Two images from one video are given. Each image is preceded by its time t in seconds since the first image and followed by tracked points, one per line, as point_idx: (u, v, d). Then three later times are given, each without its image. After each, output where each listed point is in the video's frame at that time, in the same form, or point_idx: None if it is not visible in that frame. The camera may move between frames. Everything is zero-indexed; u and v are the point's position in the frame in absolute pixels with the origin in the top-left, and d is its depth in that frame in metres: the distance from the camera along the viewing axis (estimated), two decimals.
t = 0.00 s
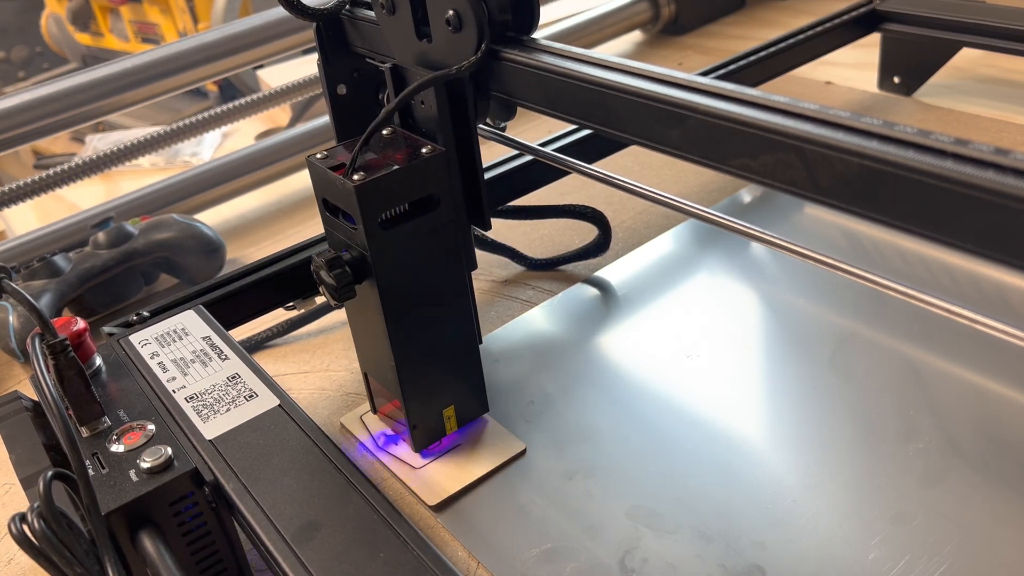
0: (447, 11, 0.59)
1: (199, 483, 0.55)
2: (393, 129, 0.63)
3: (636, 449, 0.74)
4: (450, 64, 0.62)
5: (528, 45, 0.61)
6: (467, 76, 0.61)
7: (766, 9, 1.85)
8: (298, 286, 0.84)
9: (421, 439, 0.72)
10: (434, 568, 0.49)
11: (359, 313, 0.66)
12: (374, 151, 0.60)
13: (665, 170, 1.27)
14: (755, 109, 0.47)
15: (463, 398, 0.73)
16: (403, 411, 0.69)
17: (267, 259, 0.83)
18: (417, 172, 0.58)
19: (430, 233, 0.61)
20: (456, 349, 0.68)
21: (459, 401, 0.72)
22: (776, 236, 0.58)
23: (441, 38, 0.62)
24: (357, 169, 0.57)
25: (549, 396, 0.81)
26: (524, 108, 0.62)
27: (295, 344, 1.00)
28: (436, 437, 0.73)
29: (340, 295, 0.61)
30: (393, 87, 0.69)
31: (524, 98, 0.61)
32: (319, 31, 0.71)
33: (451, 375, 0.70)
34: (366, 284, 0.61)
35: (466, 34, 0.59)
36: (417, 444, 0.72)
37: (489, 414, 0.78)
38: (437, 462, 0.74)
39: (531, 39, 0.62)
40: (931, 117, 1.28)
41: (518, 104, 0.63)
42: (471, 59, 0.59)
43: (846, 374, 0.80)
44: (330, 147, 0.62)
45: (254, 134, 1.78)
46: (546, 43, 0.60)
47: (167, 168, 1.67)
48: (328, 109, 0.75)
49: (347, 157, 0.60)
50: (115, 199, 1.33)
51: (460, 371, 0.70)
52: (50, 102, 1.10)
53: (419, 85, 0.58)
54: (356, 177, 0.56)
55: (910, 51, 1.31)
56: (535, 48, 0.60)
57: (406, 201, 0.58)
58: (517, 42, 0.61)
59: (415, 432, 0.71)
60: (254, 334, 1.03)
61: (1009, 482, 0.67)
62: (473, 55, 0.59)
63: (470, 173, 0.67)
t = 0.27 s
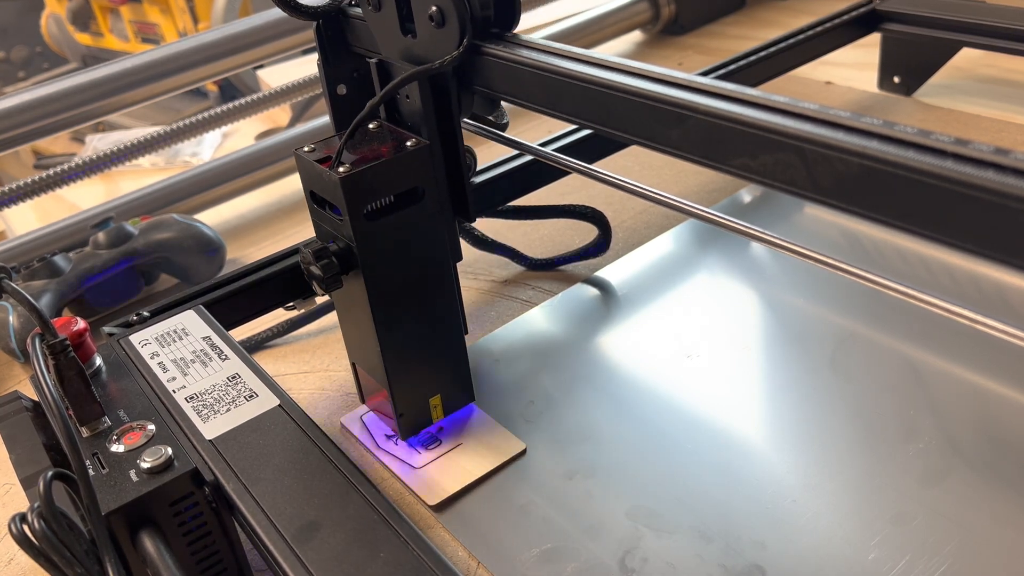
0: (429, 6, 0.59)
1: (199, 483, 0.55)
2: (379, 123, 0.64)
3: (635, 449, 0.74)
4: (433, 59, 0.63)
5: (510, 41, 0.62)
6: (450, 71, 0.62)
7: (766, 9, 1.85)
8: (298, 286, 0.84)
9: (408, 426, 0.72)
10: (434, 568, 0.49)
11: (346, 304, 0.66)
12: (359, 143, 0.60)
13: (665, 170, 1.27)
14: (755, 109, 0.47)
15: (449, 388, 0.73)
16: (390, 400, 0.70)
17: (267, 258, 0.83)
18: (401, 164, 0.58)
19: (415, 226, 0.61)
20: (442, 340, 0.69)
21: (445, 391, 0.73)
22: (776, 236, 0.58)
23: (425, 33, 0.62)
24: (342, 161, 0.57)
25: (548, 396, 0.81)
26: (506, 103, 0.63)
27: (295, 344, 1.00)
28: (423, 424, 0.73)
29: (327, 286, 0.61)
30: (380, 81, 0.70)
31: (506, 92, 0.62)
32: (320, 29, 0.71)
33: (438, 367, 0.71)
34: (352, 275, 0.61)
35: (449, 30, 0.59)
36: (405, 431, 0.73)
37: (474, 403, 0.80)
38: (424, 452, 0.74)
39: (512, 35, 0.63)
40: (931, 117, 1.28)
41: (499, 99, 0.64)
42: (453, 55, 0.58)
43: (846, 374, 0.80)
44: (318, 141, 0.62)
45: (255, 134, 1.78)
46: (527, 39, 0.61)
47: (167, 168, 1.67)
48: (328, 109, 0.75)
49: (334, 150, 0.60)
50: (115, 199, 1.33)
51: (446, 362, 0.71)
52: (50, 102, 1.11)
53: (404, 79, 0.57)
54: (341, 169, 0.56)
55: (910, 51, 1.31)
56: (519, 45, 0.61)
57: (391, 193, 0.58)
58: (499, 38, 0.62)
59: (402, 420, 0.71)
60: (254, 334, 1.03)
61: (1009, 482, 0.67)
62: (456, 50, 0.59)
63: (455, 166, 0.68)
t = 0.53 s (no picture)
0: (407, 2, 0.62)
1: (198, 483, 0.55)
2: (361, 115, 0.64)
3: (635, 449, 0.74)
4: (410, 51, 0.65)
5: (484, 36, 0.64)
6: (426, 63, 0.64)
7: (766, 9, 1.84)
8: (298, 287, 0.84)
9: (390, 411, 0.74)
10: (434, 567, 0.49)
11: (330, 294, 0.67)
12: (340, 134, 0.61)
13: (665, 170, 1.27)
14: (755, 109, 0.47)
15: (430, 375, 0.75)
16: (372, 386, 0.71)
17: (268, 259, 0.83)
18: (381, 154, 0.59)
19: (394, 215, 0.62)
20: (425, 329, 0.70)
21: (427, 376, 0.75)
22: (777, 236, 0.58)
23: (403, 27, 0.64)
24: (324, 152, 0.58)
25: (549, 396, 0.81)
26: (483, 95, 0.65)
27: (295, 344, 1.00)
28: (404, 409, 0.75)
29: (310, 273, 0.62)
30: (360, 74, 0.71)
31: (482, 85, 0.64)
32: (320, 27, 0.71)
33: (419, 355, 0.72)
34: (334, 263, 0.62)
35: (425, 24, 0.62)
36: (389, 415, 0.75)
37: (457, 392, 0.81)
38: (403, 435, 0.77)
39: (487, 29, 0.65)
40: (931, 117, 1.28)
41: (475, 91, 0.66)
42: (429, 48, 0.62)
43: (846, 374, 0.80)
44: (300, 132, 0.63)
45: (255, 134, 1.78)
46: (500, 33, 0.63)
47: (167, 168, 1.67)
48: (329, 108, 0.76)
49: (315, 141, 0.61)
50: (115, 200, 1.33)
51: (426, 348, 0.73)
52: (50, 102, 1.11)
53: (381, 71, 0.60)
54: (322, 158, 0.57)
55: (910, 51, 1.31)
56: (494, 39, 0.63)
57: (371, 182, 0.59)
58: (474, 32, 0.64)
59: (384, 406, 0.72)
60: (254, 334, 1.03)
61: (1009, 482, 0.67)
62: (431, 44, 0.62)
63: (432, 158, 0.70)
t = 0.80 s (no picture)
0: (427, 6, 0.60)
1: (198, 483, 0.55)
2: (377, 122, 0.64)
3: (635, 449, 0.74)
4: (429, 57, 0.63)
5: (507, 42, 0.62)
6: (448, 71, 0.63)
7: (766, 9, 1.85)
8: (298, 287, 0.85)
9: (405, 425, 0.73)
10: (433, 567, 0.49)
11: (344, 304, 0.67)
12: (357, 143, 0.61)
13: (665, 170, 1.27)
14: (754, 109, 0.47)
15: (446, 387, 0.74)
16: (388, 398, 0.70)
17: (267, 259, 0.83)
18: (398, 164, 0.58)
19: (410, 225, 0.62)
20: (440, 339, 0.70)
21: (444, 390, 0.74)
22: (776, 236, 0.58)
23: (422, 32, 0.62)
24: (341, 161, 0.58)
25: (549, 396, 0.81)
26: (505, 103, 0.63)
27: (294, 344, 1.00)
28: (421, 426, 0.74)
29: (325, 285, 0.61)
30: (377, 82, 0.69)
31: (505, 92, 0.62)
32: (319, 28, 0.71)
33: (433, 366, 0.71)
34: (350, 274, 0.62)
35: (445, 30, 0.60)
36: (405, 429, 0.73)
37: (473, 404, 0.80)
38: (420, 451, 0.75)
39: (510, 36, 0.63)
40: (931, 117, 1.28)
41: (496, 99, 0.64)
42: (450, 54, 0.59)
43: (845, 374, 0.80)
44: (316, 141, 0.62)
45: (254, 134, 1.78)
46: (524, 38, 0.61)
47: (167, 168, 1.67)
48: (328, 109, 0.75)
49: (332, 150, 0.60)
50: (115, 200, 1.33)
51: (443, 362, 0.72)
52: (50, 102, 1.11)
53: (399, 80, 0.58)
54: (339, 168, 0.56)
55: (910, 51, 1.31)
56: (516, 44, 0.61)
57: (388, 192, 0.59)
58: (497, 39, 0.62)
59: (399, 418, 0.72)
60: (254, 334, 1.03)
61: (1008, 482, 0.67)
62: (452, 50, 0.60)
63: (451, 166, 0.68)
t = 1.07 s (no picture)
0: (446, 10, 0.59)
1: (198, 483, 0.55)
2: (392, 128, 0.63)
3: (635, 449, 0.74)
4: (448, 62, 0.62)
5: (527, 45, 0.61)
6: (466, 76, 0.62)
7: (766, 9, 1.85)
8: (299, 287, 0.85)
9: (421, 437, 0.72)
10: (434, 567, 0.49)
11: (358, 311, 0.66)
12: (372, 150, 0.60)
13: (665, 170, 1.27)
14: (756, 109, 0.47)
15: (461, 398, 0.72)
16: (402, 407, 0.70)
17: (267, 258, 0.83)
18: (415, 171, 0.58)
19: (427, 233, 0.61)
20: (456, 348, 0.68)
21: (458, 402, 0.72)
22: (776, 236, 0.58)
23: (440, 36, 0.61)
24: (356, 168, 0.57)
25: (549, 396, 0.81)
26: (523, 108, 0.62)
27: (295, 344, 1.00)
28: (435, 435, 0.73)
29: (338, 294, 0.61)
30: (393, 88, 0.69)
31: (525, 97, 0.61)
32: (320, 30, 0.70)
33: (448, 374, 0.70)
34: (365, 283, 0.62)
35: (465, 34, 0.59)
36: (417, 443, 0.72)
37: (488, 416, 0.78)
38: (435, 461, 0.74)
39: (529, 39, 0.62)
40: (931, 117, 1.28)
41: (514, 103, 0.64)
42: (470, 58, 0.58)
43: (846, 374, 0.80)
44: (330, 147, 0.62)
45: (254, 134, 1.78)
46: (544, 43, 0.60)
47: (167, 168, 1.67)
48: (329, 108, 0.75)
49: (347, 156, 0.60)
50: (115, 200, 1.33)
51: (458, 371, 0.70)
52: (50, 102, 1.11)
53: (416, 85, 0.57)
54: (355, 176, 0.56)
55: (910, 51, 1.31)
56: (536, 48, 0.60)
57: (404, 200, 0.58)
58: (516, 42, 0.61)
59: (413, 431, 0.71)
60: (254, 334, 1.03)
61: (1009, 482, 0.67)
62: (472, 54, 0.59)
63: (468, 171, 0.67)
